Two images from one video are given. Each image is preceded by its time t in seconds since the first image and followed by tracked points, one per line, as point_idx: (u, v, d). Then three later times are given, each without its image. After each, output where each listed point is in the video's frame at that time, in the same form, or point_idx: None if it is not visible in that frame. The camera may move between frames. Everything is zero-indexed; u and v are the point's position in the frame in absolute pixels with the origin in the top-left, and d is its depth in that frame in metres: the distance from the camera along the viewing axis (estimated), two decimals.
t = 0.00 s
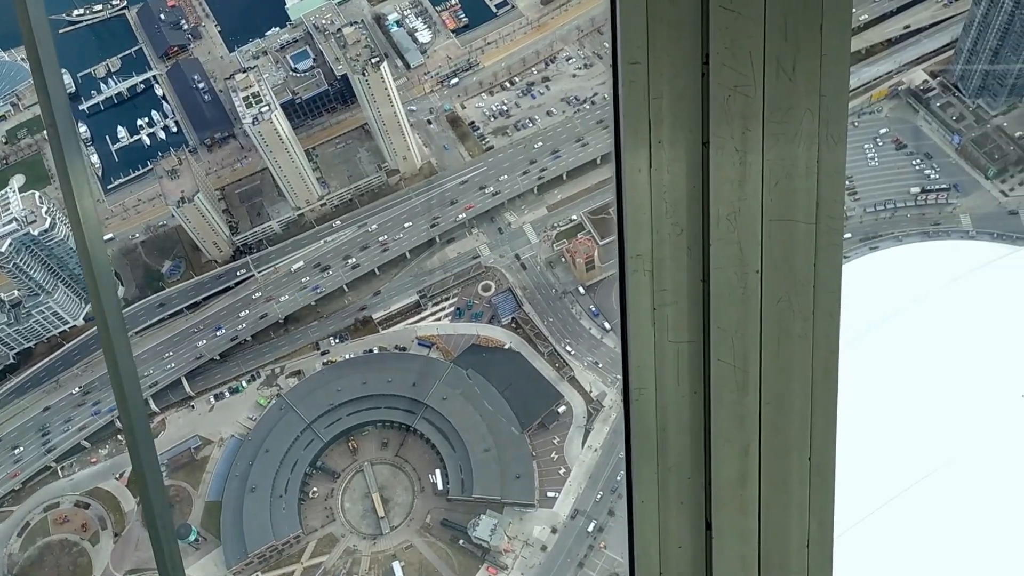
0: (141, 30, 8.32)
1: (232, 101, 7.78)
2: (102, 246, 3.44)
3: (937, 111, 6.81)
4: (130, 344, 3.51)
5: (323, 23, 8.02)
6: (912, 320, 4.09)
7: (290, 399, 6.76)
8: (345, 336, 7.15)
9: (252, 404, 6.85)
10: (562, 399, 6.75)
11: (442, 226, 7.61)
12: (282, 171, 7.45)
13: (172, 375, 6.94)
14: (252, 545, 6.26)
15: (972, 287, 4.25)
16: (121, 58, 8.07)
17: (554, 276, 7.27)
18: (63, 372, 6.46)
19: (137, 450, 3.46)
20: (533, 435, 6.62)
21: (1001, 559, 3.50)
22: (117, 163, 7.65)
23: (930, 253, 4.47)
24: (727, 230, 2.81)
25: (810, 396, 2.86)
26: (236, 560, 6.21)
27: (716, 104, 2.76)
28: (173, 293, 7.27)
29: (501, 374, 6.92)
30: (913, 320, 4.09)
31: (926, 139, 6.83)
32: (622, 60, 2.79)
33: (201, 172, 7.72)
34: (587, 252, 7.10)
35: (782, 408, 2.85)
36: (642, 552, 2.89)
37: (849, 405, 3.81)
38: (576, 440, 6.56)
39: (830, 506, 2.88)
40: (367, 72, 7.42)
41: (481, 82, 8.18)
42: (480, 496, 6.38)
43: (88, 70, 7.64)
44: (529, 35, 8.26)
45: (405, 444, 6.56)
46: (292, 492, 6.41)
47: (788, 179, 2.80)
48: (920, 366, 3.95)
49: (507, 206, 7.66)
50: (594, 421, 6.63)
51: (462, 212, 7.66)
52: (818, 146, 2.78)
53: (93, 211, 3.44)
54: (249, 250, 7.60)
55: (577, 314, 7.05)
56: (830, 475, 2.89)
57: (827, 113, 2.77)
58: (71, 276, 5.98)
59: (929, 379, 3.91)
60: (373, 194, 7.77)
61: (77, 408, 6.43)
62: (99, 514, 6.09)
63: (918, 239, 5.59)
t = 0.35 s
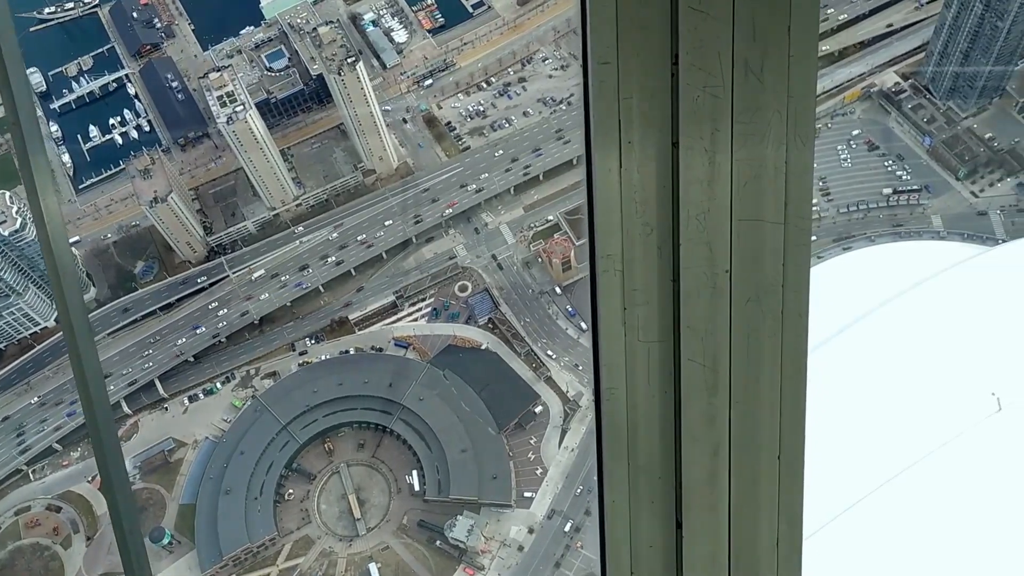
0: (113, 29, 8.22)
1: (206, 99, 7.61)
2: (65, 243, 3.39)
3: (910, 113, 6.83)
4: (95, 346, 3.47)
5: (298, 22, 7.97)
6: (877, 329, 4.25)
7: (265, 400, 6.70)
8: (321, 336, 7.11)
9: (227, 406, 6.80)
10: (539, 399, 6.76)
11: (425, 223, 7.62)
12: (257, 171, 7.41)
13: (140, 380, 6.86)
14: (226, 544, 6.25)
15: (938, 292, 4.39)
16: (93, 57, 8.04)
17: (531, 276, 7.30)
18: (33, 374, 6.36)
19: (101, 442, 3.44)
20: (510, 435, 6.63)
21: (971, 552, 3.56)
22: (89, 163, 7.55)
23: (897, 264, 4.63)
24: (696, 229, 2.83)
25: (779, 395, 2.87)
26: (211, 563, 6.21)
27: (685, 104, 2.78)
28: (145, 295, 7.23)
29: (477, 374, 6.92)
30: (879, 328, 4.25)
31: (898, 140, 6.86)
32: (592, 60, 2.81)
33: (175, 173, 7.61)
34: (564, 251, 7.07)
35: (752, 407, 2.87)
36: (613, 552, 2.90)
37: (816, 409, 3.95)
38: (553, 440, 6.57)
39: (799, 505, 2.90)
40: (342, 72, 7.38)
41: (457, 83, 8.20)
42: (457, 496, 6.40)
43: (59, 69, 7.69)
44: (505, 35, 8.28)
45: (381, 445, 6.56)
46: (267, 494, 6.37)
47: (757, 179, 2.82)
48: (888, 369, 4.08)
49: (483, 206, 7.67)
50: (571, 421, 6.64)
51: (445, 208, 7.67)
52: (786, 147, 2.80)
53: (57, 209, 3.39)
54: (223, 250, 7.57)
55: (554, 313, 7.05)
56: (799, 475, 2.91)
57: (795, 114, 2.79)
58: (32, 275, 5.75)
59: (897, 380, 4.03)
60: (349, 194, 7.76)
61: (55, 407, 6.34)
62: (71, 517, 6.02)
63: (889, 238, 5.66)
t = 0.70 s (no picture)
0: (84, 30, 8.24)
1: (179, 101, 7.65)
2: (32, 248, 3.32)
3: (880, 110, 6.90)
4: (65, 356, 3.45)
5: (270, 22, 7.92)
6: (860, 322, 4.61)
7: (241, 403, 6.67)
8: (298, 338, 7.10)
9: (203, 410, 6.76)
10: (517, 399, 6.77)
11: (409, 220, 7.63)
12: (232, 173, 7.36)
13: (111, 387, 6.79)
14: (202, 548, 6.21)
15: (919, 289, 4.73)
16: (62, 58, 8.04)
17: (508, 276, 7.31)
18: (6, 381, 6.46)
19: (71, 449, 3.38)
20: (489, 435, 6.63)
21: (893, 526, 3.90)
22: (58, 165, 7.56)
23: (880, 265, 4.98)
24: (670, 229, 2.84)
25: (753, 394, 2.89)
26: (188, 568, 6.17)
27: (657, 105, 2.80)
28: (118, 299, 7.20)
29: (455, 375, 6.93)
30: (862, 321, 4.60)
31: (868, 137, 6.89)
32: (564, 61, 2.82)
33: (147, 174, 7.58)
34: (541, 252, 7.09)
35: (726, 405, 2.88)
36: (591, 552, 2.90)
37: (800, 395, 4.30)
38: (531, 439, 6.60)
39: (775, 504, 2.91)
40: (317, 72, 7.35)
41: (431, 83, 8.16)
42: (436, 497, 6.39)
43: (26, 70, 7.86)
44: (480, 36, 8.26)
45: (360, 447, 6.53)
46: (244, 498, 6.33)
47: (730, 178, 2.83)
48: (869, 360, 4.42)
49: (459, 206, 7.65)
50: (549, 420, 6.68)
51: (428, 205, 7.65)
52: (757, 147, 2.82)
53: (22, 212, 3.29)
54: (197, 253, 7.48)
55: (531, 313, 7.10)
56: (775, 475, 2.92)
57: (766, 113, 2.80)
58: (11, 289, 5.67)
59: (874, 379, 4.34)
60: (324, 196, 7.72)
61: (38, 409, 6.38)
62: (45, 525, 5.92)
63: (861, 234, 5.74)
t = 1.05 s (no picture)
0: (48, 37, 8.16)
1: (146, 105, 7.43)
2: None
3: (848, 103, 6.94)
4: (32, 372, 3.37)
5: (237, 25, 7.92)
6: (833, 314, 4.81)
7: (216, 410, 6.67)
8: (273, 343, 7.10)
9: (177, 418, 6.77)
10: (495, 398, 6.77)
11: (389, 216, 7.57)
12: (201, 177, 7.28)
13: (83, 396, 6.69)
14: (179, 556, 6.14)
15: (891, 280, 4.92)
16: (25, 65, 8.11)
17: (482, 275, 7.32)
18: None
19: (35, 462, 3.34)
20: (467, 435, 6.65)
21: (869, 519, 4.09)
22: (23, 174, 7.58)
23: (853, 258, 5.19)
24: (635, 228, 2.86)
25: (720, 391, 2.90)
26: None
27: (619, 108, 2.81)
28: (88, 308, 7.10)
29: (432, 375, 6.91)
30: (833, 317, 4.79)
31: (834, 130, 6.93)
32: (527, 61, 2.82)
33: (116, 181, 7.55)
34: (515, 251, 7.17)
35: (694, 401, 2.90)
36: (564, 552, 2.89)
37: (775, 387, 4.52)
38: (509, 438, 6.62)
39: (744, 495, 2.92)
40: (285, 76, 7.21)
41: (401, 83, 8.16)
42: (416, 497, 6.38)
43: None
44: (448, 35, 8.28)
45: (338, 450, 6.58)
46: (221, 505, 6.31)
47: (693, 177, 2.85)
48: (841, 354, 4.61)
49: (432, 207, 7.63)
50: (527, 418, 6.71)
51: (405, 204, 7.58)
52: (719, 145, 2.84)
53: None
54: (167, 259, 7.44)
55: (507, 312, 7.15)
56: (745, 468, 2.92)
57: (726, 111, 2.83)
58: None
59: (845, 372, 4.53)
60: (297, 198, 7.71)
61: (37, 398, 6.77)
62: (20, 538, 5.86)
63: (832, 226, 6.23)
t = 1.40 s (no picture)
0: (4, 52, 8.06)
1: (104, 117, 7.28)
2: None
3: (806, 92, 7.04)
4: None
5: (196, 33, 7.69)
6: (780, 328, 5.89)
7: (191, 423, 6.61)
8: (245, 353, 7.04)
9: (151, 433, 6.71)
10: (472, 399, 6.75)
11: (363, 218, 7.46)
12: (162, 186, 7.13)
13: (55, 413, 6.64)
14: (158, 573, 6.06)
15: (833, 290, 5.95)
16: None
17: (454, 275, 7.28)
18: None
19: None
20: (446, 437, 6.61)
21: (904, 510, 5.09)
22: None
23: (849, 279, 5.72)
24: (589, 224, 3.57)
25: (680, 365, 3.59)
26: None
27: (570, 103, 3.54)
28: (54, 325, 7.02)
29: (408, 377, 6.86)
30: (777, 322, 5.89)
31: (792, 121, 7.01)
32: (477, 61, 3.54)
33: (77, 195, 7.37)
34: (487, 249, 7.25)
35: (655, 370, 3.58)
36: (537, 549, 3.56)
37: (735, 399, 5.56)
38: (488, 438, 6.61)
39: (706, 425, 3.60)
40: (246, 81, 7.05)
41: (365, 86, 8.13)
42: (397, 503, 6.30)
43: None
44: (410, 36, 8.27)
45: (316, 458, 6.59)
46: (200, 519, 6.23)
47: (647, 166, 3.55)
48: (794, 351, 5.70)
49: (402, 209, 7.56)
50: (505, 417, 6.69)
51: (381, 203, 7.50)
52: (670, 133, 3.55)
53: None
54: (134, 272, 7.36)
55: (481, 312, 7.12)
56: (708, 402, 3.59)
57: (678, 109, 3.53)
58: None
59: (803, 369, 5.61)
60: (264, 206, 7.64)
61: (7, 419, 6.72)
62: None
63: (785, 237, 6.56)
